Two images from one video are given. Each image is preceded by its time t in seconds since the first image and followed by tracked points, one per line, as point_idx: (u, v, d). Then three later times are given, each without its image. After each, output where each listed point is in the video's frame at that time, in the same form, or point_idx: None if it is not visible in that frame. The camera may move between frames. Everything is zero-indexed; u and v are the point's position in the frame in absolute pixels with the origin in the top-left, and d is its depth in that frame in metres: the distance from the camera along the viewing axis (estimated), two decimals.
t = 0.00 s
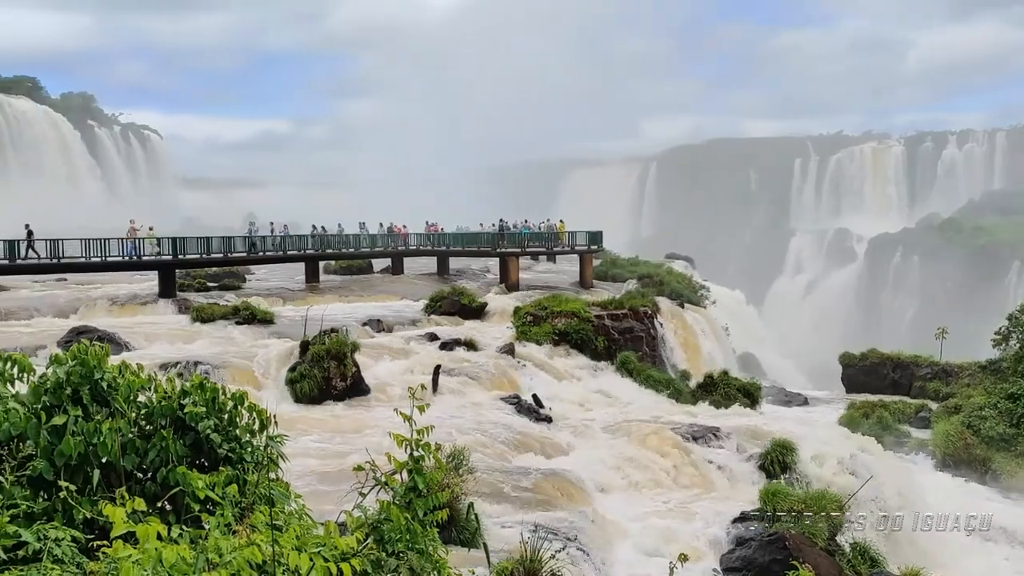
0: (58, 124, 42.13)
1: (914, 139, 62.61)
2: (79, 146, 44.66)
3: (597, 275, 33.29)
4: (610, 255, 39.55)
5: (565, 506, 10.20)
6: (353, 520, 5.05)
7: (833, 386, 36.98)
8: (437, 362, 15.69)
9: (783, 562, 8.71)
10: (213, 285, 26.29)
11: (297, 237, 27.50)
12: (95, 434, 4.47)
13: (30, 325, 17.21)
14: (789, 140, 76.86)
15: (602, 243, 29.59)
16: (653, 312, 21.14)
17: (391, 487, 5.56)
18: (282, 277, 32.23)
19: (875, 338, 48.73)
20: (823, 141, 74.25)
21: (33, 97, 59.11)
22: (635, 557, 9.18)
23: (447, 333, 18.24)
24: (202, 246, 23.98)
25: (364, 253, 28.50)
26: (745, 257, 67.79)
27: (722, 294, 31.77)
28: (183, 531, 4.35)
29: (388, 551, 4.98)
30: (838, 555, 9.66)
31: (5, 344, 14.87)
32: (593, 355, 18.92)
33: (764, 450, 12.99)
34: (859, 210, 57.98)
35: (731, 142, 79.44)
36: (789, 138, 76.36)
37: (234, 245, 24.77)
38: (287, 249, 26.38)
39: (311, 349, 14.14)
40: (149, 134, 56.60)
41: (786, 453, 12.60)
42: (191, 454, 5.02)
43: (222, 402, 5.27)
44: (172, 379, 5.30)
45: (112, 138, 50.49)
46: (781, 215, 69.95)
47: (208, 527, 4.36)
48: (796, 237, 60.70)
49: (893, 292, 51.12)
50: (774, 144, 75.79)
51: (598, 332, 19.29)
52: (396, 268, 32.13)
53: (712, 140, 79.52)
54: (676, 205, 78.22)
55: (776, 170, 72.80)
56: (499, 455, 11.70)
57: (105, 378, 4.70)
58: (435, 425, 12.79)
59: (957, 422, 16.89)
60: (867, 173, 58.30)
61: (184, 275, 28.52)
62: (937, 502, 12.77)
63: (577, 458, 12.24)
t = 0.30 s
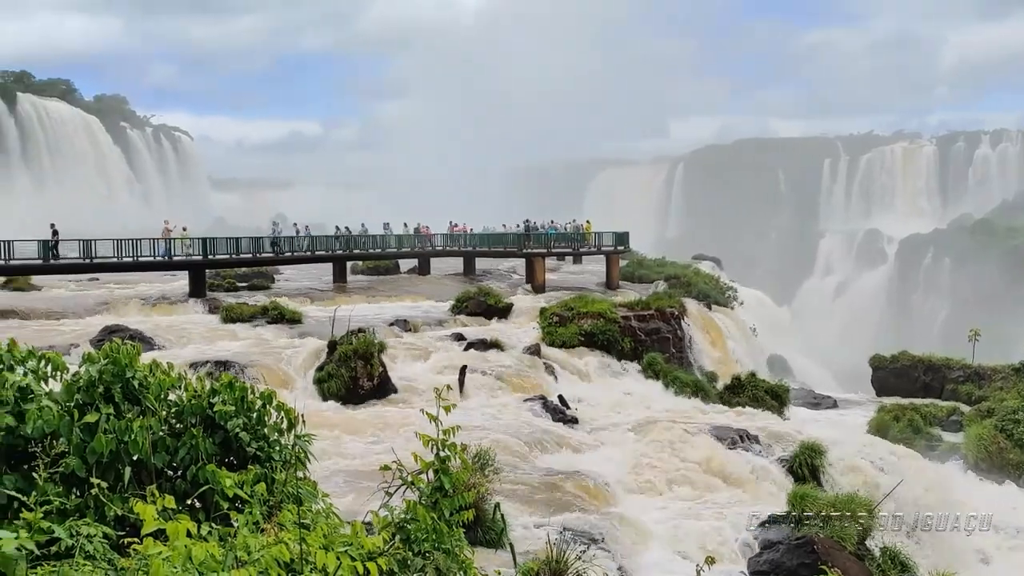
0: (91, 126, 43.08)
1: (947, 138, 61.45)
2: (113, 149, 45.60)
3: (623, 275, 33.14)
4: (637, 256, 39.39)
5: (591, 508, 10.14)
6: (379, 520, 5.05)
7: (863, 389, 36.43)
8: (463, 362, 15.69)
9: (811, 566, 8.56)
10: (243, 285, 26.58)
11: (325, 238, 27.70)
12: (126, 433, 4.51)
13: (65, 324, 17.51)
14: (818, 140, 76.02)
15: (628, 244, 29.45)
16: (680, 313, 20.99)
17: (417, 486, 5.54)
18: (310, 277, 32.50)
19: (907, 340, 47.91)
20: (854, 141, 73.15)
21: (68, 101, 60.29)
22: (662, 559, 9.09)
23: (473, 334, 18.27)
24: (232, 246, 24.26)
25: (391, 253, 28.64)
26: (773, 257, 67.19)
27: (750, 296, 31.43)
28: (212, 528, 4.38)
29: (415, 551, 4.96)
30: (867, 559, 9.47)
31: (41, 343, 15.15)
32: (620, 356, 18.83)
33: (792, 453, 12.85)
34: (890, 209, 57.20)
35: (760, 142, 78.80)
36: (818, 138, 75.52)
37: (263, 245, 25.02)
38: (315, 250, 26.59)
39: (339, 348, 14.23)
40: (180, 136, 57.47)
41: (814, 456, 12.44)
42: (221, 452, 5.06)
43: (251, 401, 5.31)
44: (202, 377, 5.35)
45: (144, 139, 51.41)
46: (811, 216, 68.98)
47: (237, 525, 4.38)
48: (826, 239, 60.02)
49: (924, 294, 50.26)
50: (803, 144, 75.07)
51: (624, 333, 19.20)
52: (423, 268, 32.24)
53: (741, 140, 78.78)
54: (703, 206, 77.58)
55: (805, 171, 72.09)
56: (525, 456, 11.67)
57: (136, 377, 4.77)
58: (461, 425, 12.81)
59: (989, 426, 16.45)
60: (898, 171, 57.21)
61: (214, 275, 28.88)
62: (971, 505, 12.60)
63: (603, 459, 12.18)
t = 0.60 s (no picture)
0: (111, 127, 43.67)
1: (970, 137, 60.65)
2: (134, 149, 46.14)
3: (641, 276, 33.02)
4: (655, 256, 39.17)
5: (608, 509, 10.09)
6: (396, 520, 5.04)
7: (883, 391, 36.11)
8: (480, 362, 15.71)
9: (830, 569, 8.49)
10: (262, 285, 26.78)
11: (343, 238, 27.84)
12: (147, 431, 4.55)
13: (87, 323, 17.71)
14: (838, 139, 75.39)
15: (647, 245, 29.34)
16: (699, 314, 20.88)
17: (434, 486, 5.53)
18: (329, 277, 32.66)
19: (927, 341, 47.43)
20: (875, 141, 72.42)
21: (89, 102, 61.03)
22: (680, 562, 9.00)
23: (490, 334, 18.28)
24: (251, 246, 24.44)
25: (409, 253, 28.71)
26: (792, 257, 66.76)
27: (769, 297, 31.19)
28: (231, 526, 4.40)
29: (432, 551, 4.96)
30: (886, 562, 9.36)
31: (64, 342, 15.34)
32: (638, 357, 18.75)
33: (811, 455, 12.74)
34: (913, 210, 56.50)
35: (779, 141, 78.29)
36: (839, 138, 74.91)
37: (282, 246, 25.19)
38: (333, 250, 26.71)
39: (357, 348, 14.27)
40: (200, 137, 57.99)
41: (834, 458, 12.32)
42: (240, 451, 5.08)
43: (270, 400, 5.33)
44: (221, 377, 5.38)
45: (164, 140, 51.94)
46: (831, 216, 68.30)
47: (255, 523, 4.40)
48: (846, 239, 59.55)
49: (944, 296, 49.80)
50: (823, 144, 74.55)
51: (642, 333, 19.11)
52: (440, 268, 32.32)
53: (760, 140, 78.27)
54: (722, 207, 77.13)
55: (825, 170, 71.55)
56: (543, 457, 11.63)
57: (157, 376, 4.82)
58: (477, 425, 12.81)
59: (1013, 428, 16.03)
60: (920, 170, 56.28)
61: (234, 275, 29.13)
62: (994, 505, 12.42)
63: (621, 460, 12.14)
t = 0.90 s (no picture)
0: (130, 129, 44.25)
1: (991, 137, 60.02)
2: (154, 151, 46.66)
3: (657, 277, 32.91)
4: (671, 257, 39.06)
5: (624, 510, 10.06)
6: (411, 520, 5.03)
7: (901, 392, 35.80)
8: (496, 362, 15.71)
9: (848, 572, 8.40)
10: (280, 285, 26.98)
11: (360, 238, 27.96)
12: (165, 430, 4.57)
13: (106, 323, 17.89)
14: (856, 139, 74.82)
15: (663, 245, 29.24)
16: (715, 315, 20.79)
17: (449, 486, 5.52)
18: (346, 278, 32.80)
19: (946, 342, 46.94)
20: (894, 140, 71.74)
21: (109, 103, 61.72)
22: (696, 564, 8.94)
23: (506, 335, 18.28)
24: (269, 247, 24.61)
25: (425, 254, 28.79)
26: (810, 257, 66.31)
27: (786, 298, 30.96)
28: (248, 526, 4.40)
29: (447, 551, 4.95)
30: (905, 565, 9.24)
31: (84, 341, 15.51)
32: (654, 358, 18.67)
33: (828, 457, 12.63)
34: (931, 210, 56.32)
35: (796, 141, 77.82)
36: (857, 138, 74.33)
37: (299, 246, 25.35)
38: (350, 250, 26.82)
39: (373, 348, 14.33)
40: (217, 138, 58.47)
41: (851, 460, 12.21)
42: (257, 451, 5.10)
43: (287, 400, 5.34)
44: (239, 376, 5.40)
45: (183, 142, 52.43)
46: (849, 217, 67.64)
47: (272, 522, 4.40)
48: (864, 240, 59.09)
49: (964, 296, 49.24)
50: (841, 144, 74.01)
51: (658, 334, 19.04)
52: (456, 269, 32.39)
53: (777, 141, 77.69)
54: (739, 207, 76.59)
55: (843, 170, 71.03)
56: (558, 457, 11.61)
57: (175, 375, 4.84)
58: (493, 426, 12.81)
59: None
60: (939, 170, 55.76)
61: (252, 276, 29.34)
62: (1015, 509, 12.26)
63: (636, 461, 12.09)
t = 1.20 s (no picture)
0: (153, 132, 44.81)
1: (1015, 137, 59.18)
2: (175, 153, 47.19)
3: (676, 278, 32.76)
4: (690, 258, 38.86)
5: (641, 512, 9.99)
6: (429, 520, 5.02)
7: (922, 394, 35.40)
8: (513, 363, 15.69)
9: None
10: (299, 285, 27.16)
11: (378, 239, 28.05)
12: (186, 429, 4.61)
13: (128, 323, 18.09)
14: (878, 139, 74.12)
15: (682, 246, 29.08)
16: (734, 316, 20.65)
17: (466, 486, 5.48)
18: (364, 278, 32.94)
19: (969, 343, 46.38)
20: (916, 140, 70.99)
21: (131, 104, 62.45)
22: (714, 567, 8.87)
23: (524, 335, 18.25)
24: (288, 247, 24.77)
25: (443, 255, 28.84)
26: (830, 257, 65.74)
27: (806, 298, 30.68)
28: (267, 525, 4.40)
29: (465, 551, 4.93)
30: (927, 569, 9.12)
31: (106, 340, 15.68)
32: (672, 359, 18.56)
33: (849, 459, 12.47)
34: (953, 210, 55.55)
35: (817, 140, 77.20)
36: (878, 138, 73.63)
37: (318, 247, 25.50)
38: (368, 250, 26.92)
39: (391, 348, 14.36)
40: (238, 138, 58.98)
41: (872, 463, 12.06)
42: (276, 450, 5.11)
43: (306, 399, 5.37)
44: (258, 375, 5.42)
45: (204, 143, 52.94)
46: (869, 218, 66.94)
47: (291, 521, 4.42)
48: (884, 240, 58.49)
49: (986, 297, 48.64)
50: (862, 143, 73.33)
51: (676, 336, 18.92)
52: (474, 269, 32.44)
53: (796, 141, 77.11)
54: (757, 207, 75.97)
55: (864, 170, 70.39)
56: (576, 458, 11.56)
57: (195, 375, 4.88)
58: (511, 427, 12.79)
59: None
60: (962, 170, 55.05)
61: (272, 276, 29.54)
62: None
63: (654, 462, 12.02)
